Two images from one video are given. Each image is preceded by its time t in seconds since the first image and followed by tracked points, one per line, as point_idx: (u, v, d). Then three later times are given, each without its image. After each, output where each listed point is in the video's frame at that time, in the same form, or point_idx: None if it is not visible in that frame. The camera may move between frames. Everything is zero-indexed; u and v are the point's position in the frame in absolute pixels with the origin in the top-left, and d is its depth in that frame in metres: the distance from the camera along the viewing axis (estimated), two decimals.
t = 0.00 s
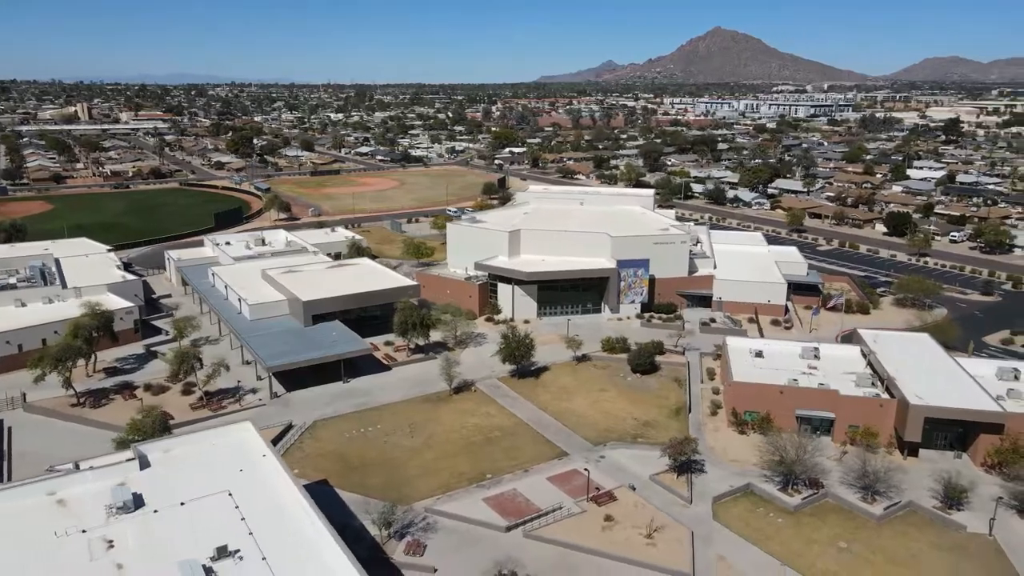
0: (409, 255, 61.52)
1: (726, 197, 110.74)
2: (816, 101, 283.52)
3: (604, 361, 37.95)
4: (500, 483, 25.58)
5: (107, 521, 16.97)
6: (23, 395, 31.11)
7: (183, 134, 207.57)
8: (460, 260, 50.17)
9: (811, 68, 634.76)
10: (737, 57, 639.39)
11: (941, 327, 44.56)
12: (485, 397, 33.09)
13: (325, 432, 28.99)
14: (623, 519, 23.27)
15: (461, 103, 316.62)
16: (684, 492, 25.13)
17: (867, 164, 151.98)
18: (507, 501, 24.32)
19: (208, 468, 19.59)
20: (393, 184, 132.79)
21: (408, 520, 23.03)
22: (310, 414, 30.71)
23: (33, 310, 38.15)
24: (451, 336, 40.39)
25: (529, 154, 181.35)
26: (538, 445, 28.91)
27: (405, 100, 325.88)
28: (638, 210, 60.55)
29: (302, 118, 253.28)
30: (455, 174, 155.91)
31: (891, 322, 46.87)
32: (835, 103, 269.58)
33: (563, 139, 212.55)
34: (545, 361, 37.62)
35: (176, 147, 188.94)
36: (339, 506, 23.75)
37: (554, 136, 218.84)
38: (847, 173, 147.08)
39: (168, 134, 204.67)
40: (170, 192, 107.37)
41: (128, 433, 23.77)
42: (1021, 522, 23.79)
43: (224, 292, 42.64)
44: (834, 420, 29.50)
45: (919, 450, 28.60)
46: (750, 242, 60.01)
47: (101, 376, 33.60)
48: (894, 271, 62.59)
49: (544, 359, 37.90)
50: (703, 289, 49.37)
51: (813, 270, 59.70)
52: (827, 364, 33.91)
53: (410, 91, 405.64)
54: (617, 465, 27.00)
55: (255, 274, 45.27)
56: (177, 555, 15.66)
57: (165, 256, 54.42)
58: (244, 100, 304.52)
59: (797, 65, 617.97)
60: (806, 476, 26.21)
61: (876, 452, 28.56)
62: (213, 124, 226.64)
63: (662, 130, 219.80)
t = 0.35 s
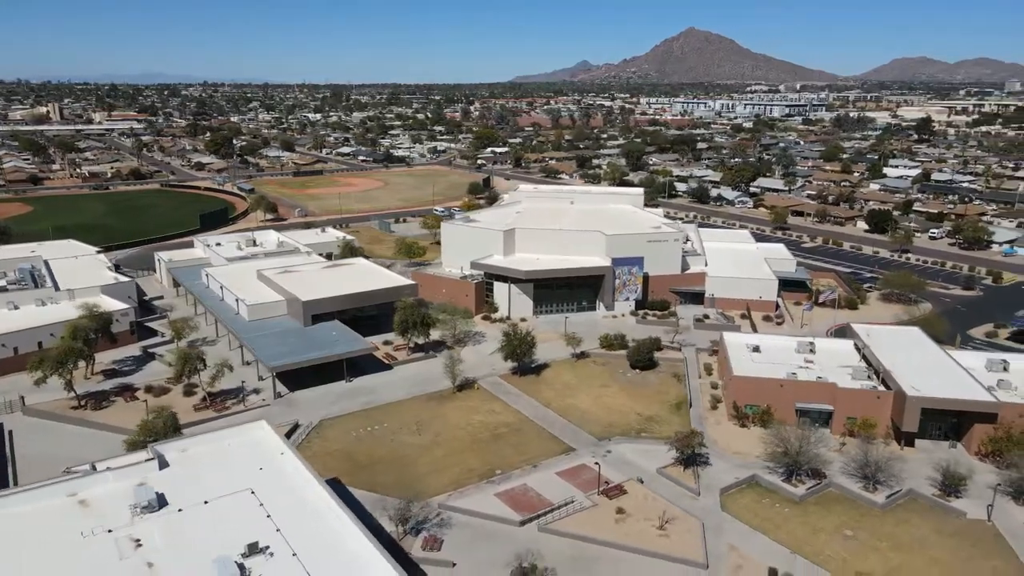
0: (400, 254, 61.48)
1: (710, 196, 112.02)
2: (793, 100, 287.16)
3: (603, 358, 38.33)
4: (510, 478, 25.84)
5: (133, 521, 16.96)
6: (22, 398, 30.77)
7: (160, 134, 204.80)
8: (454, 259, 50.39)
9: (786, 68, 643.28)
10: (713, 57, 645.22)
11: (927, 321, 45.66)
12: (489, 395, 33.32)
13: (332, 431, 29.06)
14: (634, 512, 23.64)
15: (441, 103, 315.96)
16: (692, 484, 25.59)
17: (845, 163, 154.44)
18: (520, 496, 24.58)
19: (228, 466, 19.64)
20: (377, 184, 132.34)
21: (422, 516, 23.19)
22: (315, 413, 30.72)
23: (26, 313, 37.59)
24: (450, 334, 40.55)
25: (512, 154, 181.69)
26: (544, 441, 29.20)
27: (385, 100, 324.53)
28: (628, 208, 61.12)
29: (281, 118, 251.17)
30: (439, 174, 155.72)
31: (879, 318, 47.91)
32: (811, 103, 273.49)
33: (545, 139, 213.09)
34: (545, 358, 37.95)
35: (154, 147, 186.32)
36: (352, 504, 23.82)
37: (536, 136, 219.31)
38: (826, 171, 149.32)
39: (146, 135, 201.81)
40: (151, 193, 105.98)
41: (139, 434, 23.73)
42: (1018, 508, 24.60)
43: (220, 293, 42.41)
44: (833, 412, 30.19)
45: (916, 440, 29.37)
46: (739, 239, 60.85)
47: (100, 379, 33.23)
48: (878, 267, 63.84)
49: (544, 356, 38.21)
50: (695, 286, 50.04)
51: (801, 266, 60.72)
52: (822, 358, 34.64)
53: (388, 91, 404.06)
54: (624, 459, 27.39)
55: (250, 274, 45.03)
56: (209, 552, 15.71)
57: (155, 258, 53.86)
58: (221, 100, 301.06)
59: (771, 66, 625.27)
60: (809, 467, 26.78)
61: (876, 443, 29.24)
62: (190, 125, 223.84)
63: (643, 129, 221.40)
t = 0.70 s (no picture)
0: (391, 254, 61.48)
1: (692, 195, 113.41)
2: (768, 100, 291.13)
3: (602, 355, 38.76)
4: (522, 473, 26.14)
5: (161, 521, 16.98)
6: (21, 402, 30.36)
7: (136, 135, 201.77)
8: (448, 258, 50.58)
9: (759, 68, 651.72)
10: (687, 57, 651.70)
11: (913, 315, 46.87)
12: (492, 392, 33.59)
13: (339, 430, 29.09)
14: (647, 503, 24.07)
15: (418, 103, 315.26)
16: (700, 476, 26.07)
17: (821, 162, 157.09)
18: (533, 490, 24.89)
19: (249, 465, 19.70)
20: (360, 185, 131.78)
21: (438, 511, 23.39)
22: (320, 413, 30.73)
23: (19, 315, 37.04)
24: (450, 333, 40.71)
25: (493, 154, 182.05)
26: (552, 436, 29.51)
27: (363, 101, 322.98)
28: (618, 207, 61.76)
29: (258, 119, 248.84)
30: (421, 174, 155.50)
31: (866, 312, 49.03)
32: (785, 103, 277.70)
33: (526, 138, 213.70)
34: (545, 355, 38.32)
35: (130, 147, 183.53)
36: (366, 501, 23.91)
37: (516, 136, 219.80)
38: (803, 170, 151.82)
39: (121, 135, 198.70)
40: (131, 195, 104.53)
41: (151, 436, 23.68)
42: (1013, 493, 25.47)
43: (215, 294, 42.09)
44: (831, 404, 30.94)
45: (912, 430, 30.20)
46: (727, 236, 61.76)
47: (99, 381, 32.90)
48: (861, 263, 65.26)
49: (543, 354, 38.55)
50: (687, 282, 50.75)
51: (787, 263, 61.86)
52: (817, 352, 35.43)
53: (365, 91, 402.06)
54: (631, 452, 27.83)
55: (244, 275, 44.72)
56: (242, 548, 15.82)
57: (144, 259, 53.26)
58: (196, 101, 297.28)
59: (744, 66, 633.07)
60: (811, 457, 27.43)
61: (873, 433, 30.01)
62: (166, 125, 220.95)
63: (622, 129, 223.18)
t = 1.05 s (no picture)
0: (383, 254, 61.46)
1: (676, 194, 114.57)
2: (745, 100, 294.44)
3: (600, 351, 39.19)
4: (531, 468, 26.39)
5: (185, 520, 16.97)
6: (19, 405, 29.99)
7: (112, 135, 198.81)
8: (443, 258, 50.74)
9: (734, 68, 659.57)
10: (664, 57, 656.53)
11: (900, 310, 47.96)
12: (495, 389, 33.83)
13: (345, 429, 29.11)
14: (656, 496, 24.46)
15: (398, 103, 314.26)
16: (705, 468, 26.53)
17: (800, 161, 159.36)
18: (543, 485, 25.15)
19: (268, 463, 19.74)
20: (344, 185, 131.26)
21: (451, 507, 23.56)
22: (325, 412, 30.73)
23: (12, 318, 36.54)
24: (448, 331, 40.88)
25: (476, 154, 182.22)
26: (557, 432, 29.79)
27: (342, 101, 321.25)
28: (608, 206, 62.30)
29: (237, 119, 246.46)
30: (404, 174, 155.24)
31: (854, 308, 50.08)
32: (762, 103, 281.14)
33: (507, 138, 214.06)
34: (545, 352, 38.66)
35: (106, 148, 180.72)
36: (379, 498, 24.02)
37: (498, 135, 220.07)
38: (782, 169, 154.02)
39: (96, 136, 195.70)
40: (112, 196, 103.10)
41: (161, 436, 23.62)
42: (1007, 479, 26.29)
43: (210, 295, 41.78)
44: (829, 397, 31.61)
45: (907, 421, 30.99)
46: (715, 234, 62.61)
47: (98, 384, 32.59)
48: (845, 260, 66.58)
49: (543, 351, 38.85)
50: (679, 280, 51.38)
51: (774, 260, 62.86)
52: (812, 346, 36.14)
53: (343, 91, 399.90)
54: (637, 447, 28.21)
55: (239, 276, 44.48)
56: (272, 545, 15.91)
57: (134, 261, 52.69)
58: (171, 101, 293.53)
59: (720, 66, 639.72)
60: (812, 449, 28.02)
61: (870, 424, 30.74)
62: (143, 126, 217.93)
63: (603, 129, 224.47)
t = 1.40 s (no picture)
0: (373, 254, 61.37)
1: (658, 193, 115.59)
2: (720, 100, 297.96)
3: (598, 348, 39.64)
4: (540, 463, 26.67)
5: (212, 517, 17.05)
6: (17, 409, 29.60)
7: (84, 136, 195.25)
8: (436, 257, 50.86)
9: (707, 69, 666.59)
10: (639, 57, 661.24)
11: (885, 305, 49.15)
12: (497, 387, 34.07)
13: (351, 428, 29.17)
14: (665, 488, 24.91)
15: (375, 103, 312.79)
16: (710, 460, 27.06)
17: (776, 160, 161.80)
18: (553, 479, 25.47)
19: (289, 461, 19.82)
20: (325, 185, 130.46)
21: (464, 503, 23.76)
22: (330, 411, 30.74)
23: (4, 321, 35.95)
24: (446, 330, 41.03)
25: (456, 154, 182.20)
26: (562, 427, 30.10)
27: (318, 101, 318.97)
28: (596, 204, 62.89)
29: (212, 120, 243.51)
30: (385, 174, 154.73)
31: (840, 303, 51.20)
32: (737, 103, 284.86)
33: (487, 138, 214.27)
34: (543, 349, 39.00)
35: (78, 149, 177.42)
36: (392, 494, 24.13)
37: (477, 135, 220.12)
38: (759, 167, 156.30)
39: (68, 137, 192.05)
40: (90, 198, 101.41)
41: (173, 437, 23.52)
42: (1000, 466, 27.16)
43: (204, 296, 41.41)
44: (825, 389, 32.38)
45: (900, 411, 31.85)
46: (702, 231, 63.47)
47: (96, 387, 32.24)
48: (828, 256, 67.97)
49: (541, 349, 39.17)
50: (669, 277, 52.08)
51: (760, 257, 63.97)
52: (805, 340, 36.94)
53: (318, 91, 396.33)
54: (642, 441, 28.65)
55: (232, 277, 44.19)
56: (303, 540, 16.06)
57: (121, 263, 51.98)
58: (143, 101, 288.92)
59: (694, 66, 645.74)
60: (811, 440, 28.70)
61: (865, 415, 31.55)
62: (115, 126, 214.21)
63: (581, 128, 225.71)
